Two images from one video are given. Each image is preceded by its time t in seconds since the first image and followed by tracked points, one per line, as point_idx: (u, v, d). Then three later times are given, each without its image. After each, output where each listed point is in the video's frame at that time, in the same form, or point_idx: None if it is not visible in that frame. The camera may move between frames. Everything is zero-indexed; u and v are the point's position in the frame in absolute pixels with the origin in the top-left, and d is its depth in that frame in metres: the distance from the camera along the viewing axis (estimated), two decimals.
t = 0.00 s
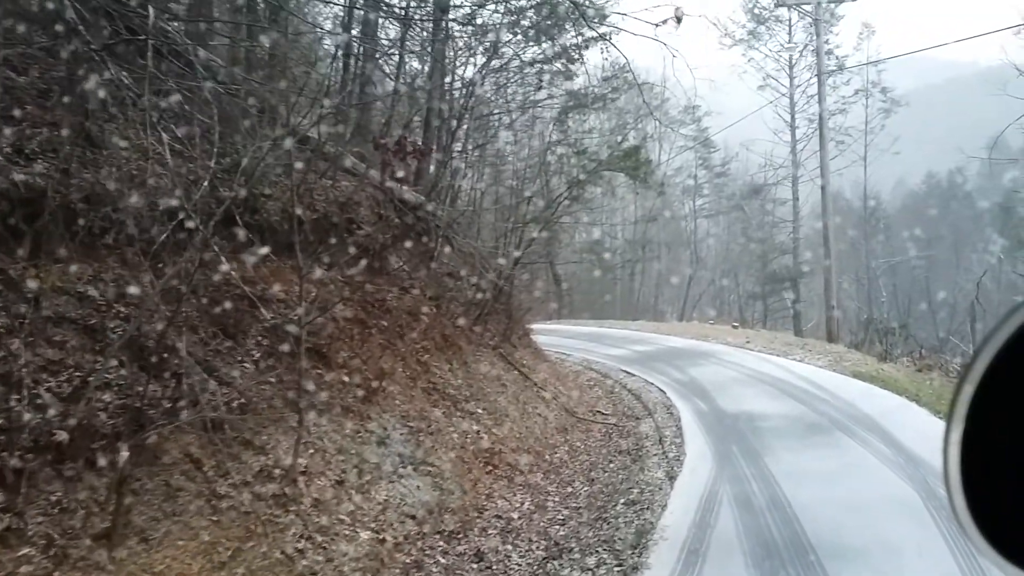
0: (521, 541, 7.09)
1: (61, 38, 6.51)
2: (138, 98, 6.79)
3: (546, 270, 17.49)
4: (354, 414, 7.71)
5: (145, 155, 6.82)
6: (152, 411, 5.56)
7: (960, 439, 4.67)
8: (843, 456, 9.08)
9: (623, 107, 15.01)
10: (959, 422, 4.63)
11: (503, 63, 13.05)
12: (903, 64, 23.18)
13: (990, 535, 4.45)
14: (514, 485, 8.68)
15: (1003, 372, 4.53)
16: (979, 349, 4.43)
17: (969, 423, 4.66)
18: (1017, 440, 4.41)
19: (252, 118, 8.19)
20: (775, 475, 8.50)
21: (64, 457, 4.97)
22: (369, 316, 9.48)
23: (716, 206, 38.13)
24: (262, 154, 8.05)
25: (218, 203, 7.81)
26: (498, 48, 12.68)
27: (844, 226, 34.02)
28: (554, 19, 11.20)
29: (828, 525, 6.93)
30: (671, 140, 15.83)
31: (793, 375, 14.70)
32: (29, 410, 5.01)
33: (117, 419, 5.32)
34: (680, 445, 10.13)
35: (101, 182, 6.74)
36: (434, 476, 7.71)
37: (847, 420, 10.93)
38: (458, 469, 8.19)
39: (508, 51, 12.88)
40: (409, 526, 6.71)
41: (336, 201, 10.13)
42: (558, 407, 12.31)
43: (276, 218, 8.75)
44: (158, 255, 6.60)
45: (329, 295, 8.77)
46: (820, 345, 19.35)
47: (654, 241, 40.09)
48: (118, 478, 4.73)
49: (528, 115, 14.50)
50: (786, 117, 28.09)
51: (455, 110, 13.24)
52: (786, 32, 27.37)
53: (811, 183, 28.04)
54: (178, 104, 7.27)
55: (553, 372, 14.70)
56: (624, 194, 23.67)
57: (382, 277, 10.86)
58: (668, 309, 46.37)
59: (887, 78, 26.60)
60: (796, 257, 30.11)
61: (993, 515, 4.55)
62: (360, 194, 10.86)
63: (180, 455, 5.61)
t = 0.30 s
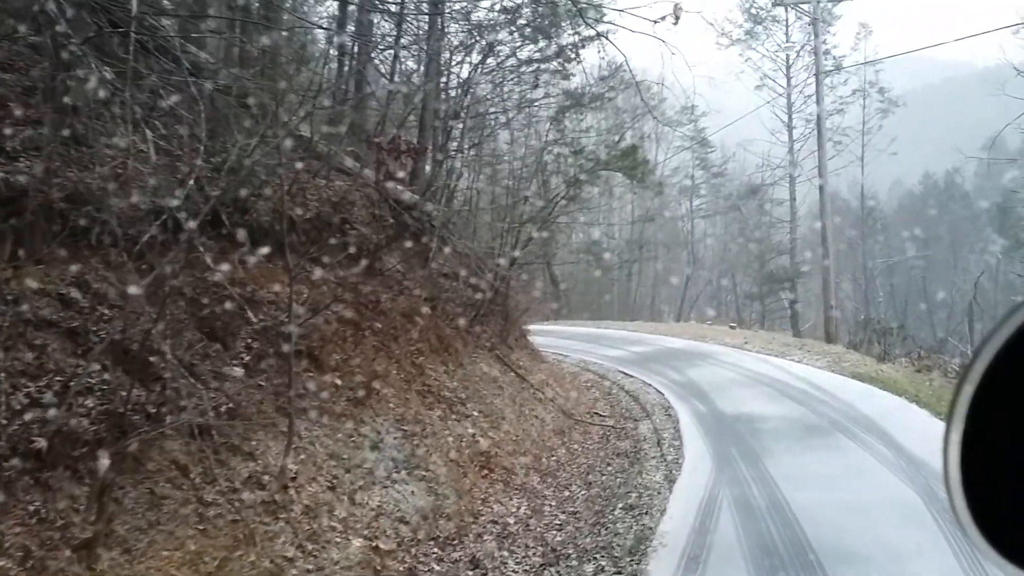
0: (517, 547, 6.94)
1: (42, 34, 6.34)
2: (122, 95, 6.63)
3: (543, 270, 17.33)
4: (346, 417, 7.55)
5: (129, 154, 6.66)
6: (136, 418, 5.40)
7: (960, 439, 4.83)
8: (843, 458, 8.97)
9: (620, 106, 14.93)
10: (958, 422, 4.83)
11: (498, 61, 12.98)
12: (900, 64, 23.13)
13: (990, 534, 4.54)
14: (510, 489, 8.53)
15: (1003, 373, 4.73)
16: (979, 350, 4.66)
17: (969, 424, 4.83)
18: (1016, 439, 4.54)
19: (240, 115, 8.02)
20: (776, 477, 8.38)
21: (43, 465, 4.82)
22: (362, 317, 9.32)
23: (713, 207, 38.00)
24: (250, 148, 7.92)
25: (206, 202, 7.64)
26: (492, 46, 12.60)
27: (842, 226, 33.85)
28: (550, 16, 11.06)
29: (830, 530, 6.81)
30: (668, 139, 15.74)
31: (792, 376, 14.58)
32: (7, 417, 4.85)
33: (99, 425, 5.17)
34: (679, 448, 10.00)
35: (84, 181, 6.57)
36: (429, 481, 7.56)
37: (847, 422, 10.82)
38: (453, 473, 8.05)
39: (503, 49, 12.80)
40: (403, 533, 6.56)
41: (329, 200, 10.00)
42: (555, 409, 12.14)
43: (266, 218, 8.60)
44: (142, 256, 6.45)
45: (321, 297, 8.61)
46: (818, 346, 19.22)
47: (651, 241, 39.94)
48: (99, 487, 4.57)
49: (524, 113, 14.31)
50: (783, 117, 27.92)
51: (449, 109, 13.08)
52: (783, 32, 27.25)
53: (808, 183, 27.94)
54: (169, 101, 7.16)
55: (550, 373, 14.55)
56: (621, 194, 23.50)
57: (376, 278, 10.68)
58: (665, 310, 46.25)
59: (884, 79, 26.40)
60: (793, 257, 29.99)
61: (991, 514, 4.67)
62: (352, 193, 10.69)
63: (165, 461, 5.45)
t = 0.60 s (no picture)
0: (512, 554, 6.78)
1: (22, 29, 6.16)
2: (106, 93, 6.46)
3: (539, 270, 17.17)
4: (338, 421, 7.38)
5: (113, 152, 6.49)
6: (118, 424, 5.23)
7: (960, 440, 4.87)
8: (843, 462, 8.83)
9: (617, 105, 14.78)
10: (958, 425, 4.85)
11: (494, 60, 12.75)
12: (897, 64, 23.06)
13: (990, 535, 4.50)
14: (506, 494, 8.37)
15: (1003, 373, 4.75)
16: (979, 350, 4.72)
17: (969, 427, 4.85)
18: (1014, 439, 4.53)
19: (228, 114, 7.84)
20: (775, 482, 8.24)
21: (21, 474, 4.65)
22: (355, 319, 9.15)
23: (710, 207, 37.88)
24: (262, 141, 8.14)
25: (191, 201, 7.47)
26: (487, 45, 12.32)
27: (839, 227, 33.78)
28: (546, 14, 10.91)
29: (831, 537, 6.66)
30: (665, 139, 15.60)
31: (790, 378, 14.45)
32: None
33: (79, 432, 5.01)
34: (677, 451, 9.86)
35: (66, 179, 6.39)
36: (423, 487, 7.39)
37: (846, 424, 10.68)
38: (448, 478, 7.89)
39: (499, 47, 12.59)
40: (396, 541, 6.40)
41: (322, 200, 9.83)
42: (552, 412, 11.99)
43: (256, 218, 8.42)
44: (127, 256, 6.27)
45: (313, 298, 8.44)
46: (816, 347, 19.09)
47: (647, 241, 39.80)
48: (77, 497, 4.41)
49: (520, 113, 14.16)
50: (779, 117, 27.84)
51: (444, 108, 12.91)
52: (779, 32, 27.16)
53: (805, 183, 27.86)
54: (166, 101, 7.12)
55: (547, 375, 14.39)
56: (619, 193, 23.36)
57: (370, 279, 10.49)
58: (662, 310, 46.12)
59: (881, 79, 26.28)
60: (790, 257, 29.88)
61: (992, 514, 4.63)
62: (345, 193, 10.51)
63: (150, 469, 5.29)
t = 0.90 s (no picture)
0: (506, 560, 6.63)
1: None
2: (86, 90, 6.31)
3: (533, 270, 16.99)
4: (328, 426, 7.21)
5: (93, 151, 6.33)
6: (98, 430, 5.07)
7: (960, 441, 5.01)
8: (843, 463, 8.72)
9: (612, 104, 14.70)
10: (958, 425, 5.02)
11: (487, 57, 12.88)
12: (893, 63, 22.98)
13: (991, 535, 4.68)
14: (500, 498, 8.21)
15: (1003, 374, 4.95)
16: (979, 350, 4.94)
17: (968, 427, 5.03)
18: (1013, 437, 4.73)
19: (214, 111, 7.69)
20: (774, 484, 8.12)
21: None
22: (346, 320, 8.98)
23: (706, 207, 37.80)
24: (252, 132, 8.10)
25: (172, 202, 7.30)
26: (481, 35, 12.32)
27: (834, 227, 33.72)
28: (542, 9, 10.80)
29: (831, 540, 6.53)
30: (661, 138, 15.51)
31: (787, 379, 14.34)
32: None
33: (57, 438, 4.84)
34: (674, 454, 9.71)
35: (46, 178, 6.23)
36: (415, 492, 7.24)
37: (844, 424, 10.56)
38: (441, 482, 7.74)
39: (493, 45, 12.76)
40: (387, 548, 6.24)
41: (312, 199, 9.69)
42: (547, 414, 11.83)
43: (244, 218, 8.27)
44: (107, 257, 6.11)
45: (302, 300, 8.28)
46: (813, 348, 18.99)
47: (643, 242, 39.65)
48: (52, 507, 4.24)
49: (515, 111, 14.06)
50: (774, 118, 27.65)
51: (436, 108, 12.75)
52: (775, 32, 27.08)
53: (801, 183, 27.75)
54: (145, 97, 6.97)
55: (542, 376, 14.23)
56: (614, 193, 23.21)
57: (362, 280, 10.29)
58: (657, 311, 45.98)
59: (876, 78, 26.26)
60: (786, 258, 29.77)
61: (992, 515, 4.80)
62: (336, 192, 10.34)
63: (130, 477, 5.13)
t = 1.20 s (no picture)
0: (500, 567, 6.48)
1: None
2: (65, 86, 6.16)
3: (528, 271, 16.82)
4: (317, 429, 7.05)
5: (72, 149, 6.16)
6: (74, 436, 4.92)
7: (960, 441, 5.17)
8: (841, 465, 8.60)
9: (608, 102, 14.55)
10: (959, 426, 5.22)
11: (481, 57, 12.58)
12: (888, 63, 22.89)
13: (992, 534, 4.73)
14: (494, 502, 8.06)
15: (1003, 374, 5.11)
16: (979, 351, 5.14)
17: (970, 429, 5.19)
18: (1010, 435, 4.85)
19: (198, 108, 7.51)
20: (773, 487, 8.01)
21: None
22: (335, 321, 8.81)
23: (701, 207, 37.70)
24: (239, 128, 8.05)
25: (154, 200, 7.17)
26: (474, 37, 11.99)
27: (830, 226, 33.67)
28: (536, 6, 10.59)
29: (831, 544, 6.40)
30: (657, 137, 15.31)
31: (783, 379, 14.22)
32: None
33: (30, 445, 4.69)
34: (671, 456, 9.58)
35: (22, 177, 6.06)
36: (407, 497, 7.08)
37: (841, 425, 10.44)
38: (433, 487, 7.58)
39: (487, 42, 12.46)
40: (377, 556, 6.08)
41: (302, 198, 9.52)
42: (541, 416, 11.67)
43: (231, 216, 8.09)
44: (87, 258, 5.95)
45: (291, 301, 8.12)
46: (809, 347, 18.87)
47: (639, 242, 39.51)
48: (25, 517, 4.08)
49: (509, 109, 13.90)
50: (770, 117, 27.49)
51: (428, 106, 12.53)
52: (770, 31, 26.96)
53: (796, 183, 27.63)
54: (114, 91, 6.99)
55: (537, 377, 14.07)
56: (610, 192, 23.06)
57: (353, 281, 10.12)
58: (653, 311, 45.86)
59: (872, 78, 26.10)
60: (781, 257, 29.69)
61: (993, 514, 4.82)
62: (327, 191, 10.16)
63: (110, 484, 4.97)
